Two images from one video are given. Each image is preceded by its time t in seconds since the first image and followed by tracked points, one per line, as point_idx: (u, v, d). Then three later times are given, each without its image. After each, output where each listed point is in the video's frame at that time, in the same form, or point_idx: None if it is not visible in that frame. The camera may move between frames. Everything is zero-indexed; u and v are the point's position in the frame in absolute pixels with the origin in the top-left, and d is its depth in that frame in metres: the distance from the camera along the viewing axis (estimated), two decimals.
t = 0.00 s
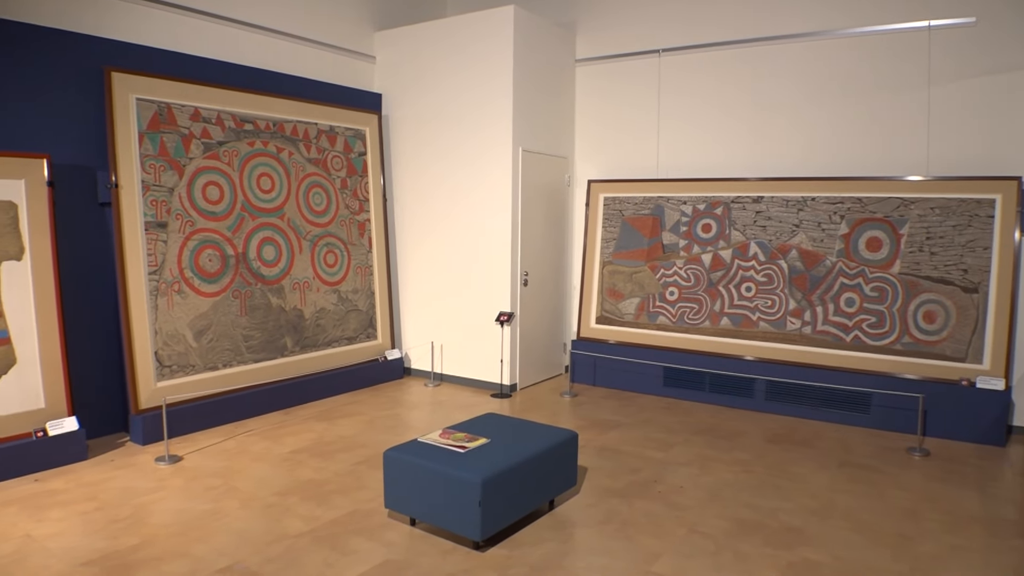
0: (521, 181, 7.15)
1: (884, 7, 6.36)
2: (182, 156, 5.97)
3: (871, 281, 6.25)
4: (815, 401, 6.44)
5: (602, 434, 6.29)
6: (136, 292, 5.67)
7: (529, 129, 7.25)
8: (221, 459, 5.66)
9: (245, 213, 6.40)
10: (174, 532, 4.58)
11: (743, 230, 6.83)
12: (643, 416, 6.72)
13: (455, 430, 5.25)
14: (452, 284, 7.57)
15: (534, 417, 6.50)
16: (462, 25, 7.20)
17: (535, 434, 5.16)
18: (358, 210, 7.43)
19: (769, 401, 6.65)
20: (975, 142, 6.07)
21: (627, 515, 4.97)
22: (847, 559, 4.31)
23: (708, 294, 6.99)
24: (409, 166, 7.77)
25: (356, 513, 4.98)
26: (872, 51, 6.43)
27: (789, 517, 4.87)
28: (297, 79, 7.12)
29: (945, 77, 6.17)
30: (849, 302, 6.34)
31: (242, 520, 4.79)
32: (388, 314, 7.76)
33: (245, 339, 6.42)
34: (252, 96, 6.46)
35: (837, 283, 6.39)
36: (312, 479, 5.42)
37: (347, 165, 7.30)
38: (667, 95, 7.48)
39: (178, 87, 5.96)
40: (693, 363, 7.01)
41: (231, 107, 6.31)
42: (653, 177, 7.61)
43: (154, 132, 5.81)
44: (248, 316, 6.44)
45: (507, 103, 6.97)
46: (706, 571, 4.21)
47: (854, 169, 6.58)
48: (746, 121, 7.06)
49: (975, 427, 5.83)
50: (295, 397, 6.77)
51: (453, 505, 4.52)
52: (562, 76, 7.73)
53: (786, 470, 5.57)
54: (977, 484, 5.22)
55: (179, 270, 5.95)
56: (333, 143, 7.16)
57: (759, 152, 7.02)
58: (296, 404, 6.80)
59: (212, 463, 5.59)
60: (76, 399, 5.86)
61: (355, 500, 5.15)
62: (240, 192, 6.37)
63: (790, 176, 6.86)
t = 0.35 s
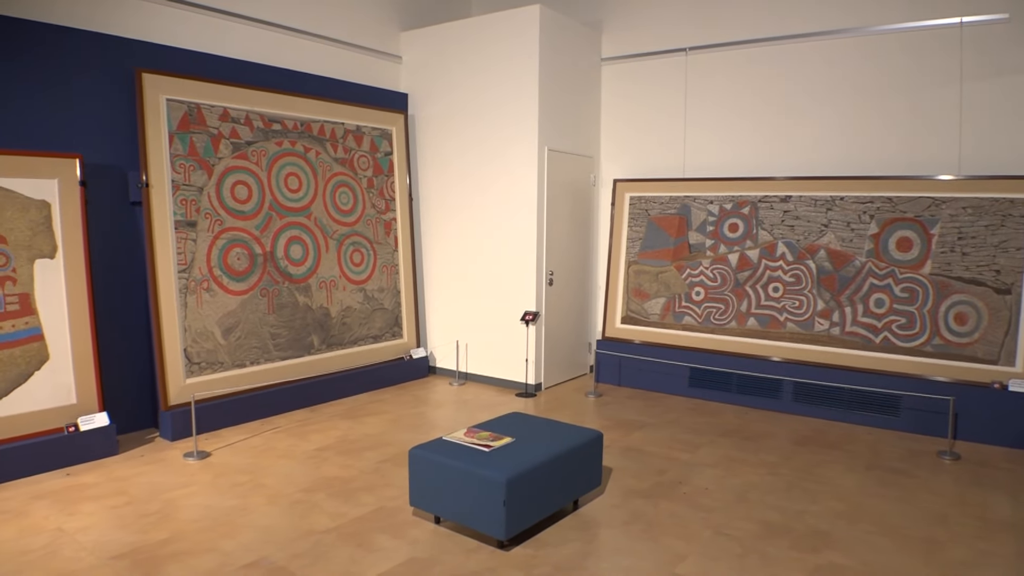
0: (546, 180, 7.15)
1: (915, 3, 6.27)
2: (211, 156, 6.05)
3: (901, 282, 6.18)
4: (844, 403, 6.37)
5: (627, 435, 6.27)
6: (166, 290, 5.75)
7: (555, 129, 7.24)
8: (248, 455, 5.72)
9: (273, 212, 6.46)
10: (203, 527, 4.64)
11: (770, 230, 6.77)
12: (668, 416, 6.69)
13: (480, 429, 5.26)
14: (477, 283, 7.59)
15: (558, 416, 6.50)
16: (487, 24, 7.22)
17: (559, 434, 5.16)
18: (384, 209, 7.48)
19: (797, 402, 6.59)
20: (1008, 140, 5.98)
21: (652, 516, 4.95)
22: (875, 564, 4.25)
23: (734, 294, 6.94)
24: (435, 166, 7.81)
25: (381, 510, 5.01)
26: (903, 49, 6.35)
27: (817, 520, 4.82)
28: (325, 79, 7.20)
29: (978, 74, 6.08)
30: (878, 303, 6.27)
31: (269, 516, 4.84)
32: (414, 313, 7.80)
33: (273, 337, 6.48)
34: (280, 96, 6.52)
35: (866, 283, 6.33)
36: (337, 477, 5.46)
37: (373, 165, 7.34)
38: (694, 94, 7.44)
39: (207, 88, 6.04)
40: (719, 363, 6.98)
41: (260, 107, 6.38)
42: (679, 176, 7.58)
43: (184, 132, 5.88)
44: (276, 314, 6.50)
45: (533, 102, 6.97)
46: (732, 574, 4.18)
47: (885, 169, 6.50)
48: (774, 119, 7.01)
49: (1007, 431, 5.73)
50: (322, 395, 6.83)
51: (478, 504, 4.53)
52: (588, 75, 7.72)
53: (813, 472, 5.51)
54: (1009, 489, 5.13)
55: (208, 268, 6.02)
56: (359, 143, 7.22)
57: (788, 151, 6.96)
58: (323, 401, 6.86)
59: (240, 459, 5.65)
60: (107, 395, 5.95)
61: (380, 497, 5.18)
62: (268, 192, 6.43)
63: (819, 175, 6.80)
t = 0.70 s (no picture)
0: (572, 179, 7.14)
1: None
2: (240, 156, 6.11)
3: (931, 283, 6.10)
4: (872, 405, 6.31)
5: (652, 435, 6.25)
6: (195, 288, 5.83)
7: (581, 127, 7.23)
8: (275, 452, 5.78)
9: (300, 211, 6.52)
10: (231, 522, 4.70)
11: (798, 230, 6.71)
12: (693, 417, 6.66)
13: (505, 428, 5.27)
14: (502, 282, 7.60)
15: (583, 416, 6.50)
16: (513, 23, 7.23)
17: (584, 434, 5.15)
18: (410, 208, 7.51)
19: (824, 404, 6.53)
20: None
21: (677, 517, 4.93)
22: (905, 568, 4.20)
23: (761, 294, 6.89)
24: (461, 165, 7.84)
25: (406, 508, 5.04)
26: (934, 46, 6.26)
27: (844, 523, 4.77)
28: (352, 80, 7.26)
29: (1012, 71, 5.98)
30: (908, 304, 6.20)
31: (296, 512, 4.89)
32: (438, 312, 7.83)
33: (300, 334, 6.54)
34: (308, 96, 6.58)
35: (896, 284, 6.26)
36: (363, 474, 5.50)
37: (399, 164, 7.38)
38: (721, 93, 7.40)
39: (236, 88, 6.10)
40: (746, 364, 6.93)
41: (287, 107, 6.44)
42: (706, 175, 7.54)
43: (213, 132, 5.95)
44: (303, 312, 6.56)
45: (559, 101, 6.97)
46: None
47: (916, 167, 6.42)
48: (802, 118, 6.95)
49: None
50: (348, 393, 6.89)
51: (502, 502, 4.54)
52: (614, 74, 7.71)
53: (840, 475, 5.46)
54: None
55: (236, 267, 6.09)
56: (386, 142, 7.26)
57: (816, 150, 6.89)
58: (349, 399, 6.91)
59: (267, 456, 5.71)
60: (136, 391, 6.05)
61: (405, 495, 5.21)
62: (296, 191, 6.49)
63: (848, 174, 6.73)
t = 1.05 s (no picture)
0: (597, 178, 7.12)
1: None
2: (266, 155, 6.18)
3: (962, 284, 6.01)
4: (900, 407, 6.23)
5: (676, 436, 6.23)
6: (223, 286, 5.90)
7: (606, 126, 7.22)
8: (301, 449, 5.83)
9: (326, 210, 6.57)
10: (256, 518, 4.75)
11: (826, 229, 6.65)
12: (718, 418, 6.62)
13: (529, 427, 5.27)
14: (526, 281, 7.60)
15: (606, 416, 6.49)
16: (538, 22, 7.23)
17: (608, 434, 5.14)
18: (434, 208, 7.54)
19: (851, 406, 6.47)
20: None
21: (701, 518, 4.90)
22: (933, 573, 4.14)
23: (788, 294, 6.83)
24: (485, 164, 7.86)
25: (429, 506, 5.06)
26: (966, 42, 6.17)
27: (871, 526, 4.72)
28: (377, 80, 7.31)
29: None
30: (938, 305, 6.12)
31: (320, 508, 4.93)
32: (462, 311, 7.86)
33: (325, 332, 6.59)
34: (334, 96, 6.64)
35: (925, 285, 6.18)
36: (387, 471, 5.53)
37: (424, 163, 7.42)
38: (747, 91, 7.35)
39: (263, 88, 6.16)
40: (771, 365, 6.88)
41: (314, 107, 6.49)
42: (732, 174, 7.49)
43: (240, 132, 6.02)
44: (328, 310, 6.61)
45: (583, 100, 6.96)
46: None
47: (946, 166, 6.33)
48: (830, 117, 6.89)
49: None
50: (373, 390, 6.93)
51: (525, 502, 4.54)
52: (639, 72, 7.68)
53: (867, 478, 5.40)
54: None
55: (262, 265, 6.15)
56: (411, 142, 7.30)
57: (844, 149, 6.82)
58: (374, 397, 6.96)
59: (293, 453, 5.76)
60: (165, 388, 6.13)
61: (429, 493, 5.23)
62: (321, 190, 6.55)
63: (877, 173, 6.65)
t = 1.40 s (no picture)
0: (623, 177, 7.10)
1: None
2: (294, 155, 6.23)
3: (995, 285, 5.92)
4: (931, 410, 6.14)
5: (702, 437, 6.19)
6: (251, 284, 5.97)
7: (633, 126, 7.20)
8: (328, 446, 5.88)
9: (353, 209, 6.62)
10: (283, 514, 4.79)
11: (855, 229, 6.57)
12: (744, 420, 6.57)
13: (554, 426, 5.27)
14: (552, 280, 7.60)
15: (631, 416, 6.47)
16: (564, 21, 7.22)
17: (634, 434, 5.12)
18: (460, 207, 7.57)
19: (880, 408, 6.39)
20: None
21: (727, 520, 4.87)
22: None
23: (817, 295, 6.76)
24: (512, 163, 7.87)
25: (454, 504, 5.08)
26: (1000, 38, 6.06)
27: (901, 531, 4.64)
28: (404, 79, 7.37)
29: None
30: (970, 306, 6.03)
31: (346, 505, 4.96)
32: (488, 310, 7.88)
33: (352, 331, 6.64)
34: (362, 96, 6.68)
35: (957, 286, 6.08)
36: (412, 469, 5.56)
37: (450, 162, 7.45)
38: (776, 89, 7.27)
39: (291, 88, 6.22)
40: (799, 366, 6.81)
41: (341, 107, 6.54)
42: (760, 173, 7.43)
43: (269, 132, 6.08)
44: (355, 309, 6.66)
45: (609, 99, 6.94)
46: None
47: (979, 164, 6.22)
48: (860, 115, 6.80)
49: None
50: (398, 389, 6.98)
51: (550, 501, 4.53)
52: (666, 70, 7.64)
53: (896, 482, 5.32)
54: None
55: (290, 263, 6.22)
56: (437, 141, 7.33)
57: (875, 147, 6.73)
58: (399, 395, 7.00)
59: (319, 449, 5.81)
60: (194, 385, 6.22)
61: (454, 492, 5.25)
62: (348, 189, 6.60)
63: (908, 172, 6.56)
